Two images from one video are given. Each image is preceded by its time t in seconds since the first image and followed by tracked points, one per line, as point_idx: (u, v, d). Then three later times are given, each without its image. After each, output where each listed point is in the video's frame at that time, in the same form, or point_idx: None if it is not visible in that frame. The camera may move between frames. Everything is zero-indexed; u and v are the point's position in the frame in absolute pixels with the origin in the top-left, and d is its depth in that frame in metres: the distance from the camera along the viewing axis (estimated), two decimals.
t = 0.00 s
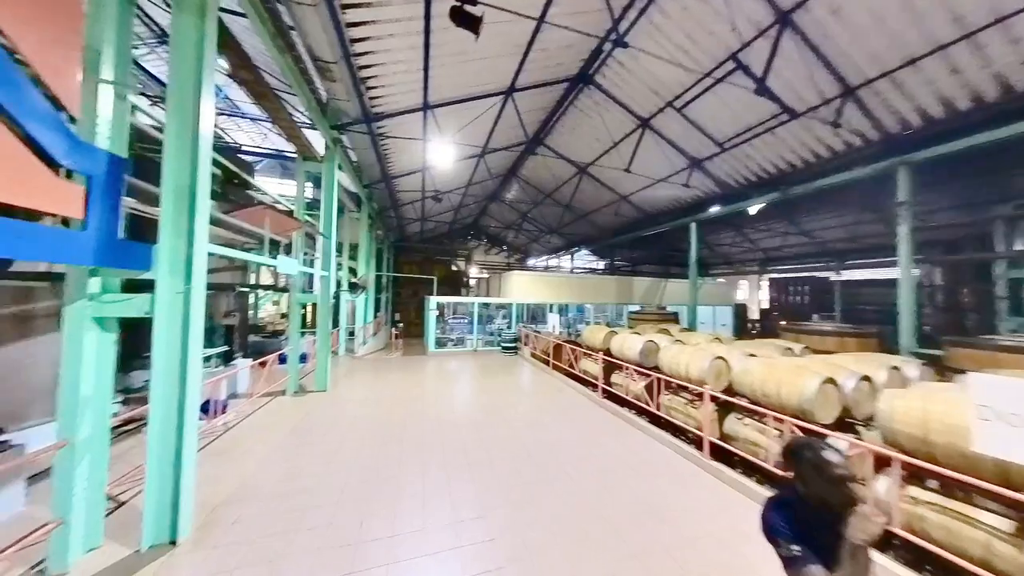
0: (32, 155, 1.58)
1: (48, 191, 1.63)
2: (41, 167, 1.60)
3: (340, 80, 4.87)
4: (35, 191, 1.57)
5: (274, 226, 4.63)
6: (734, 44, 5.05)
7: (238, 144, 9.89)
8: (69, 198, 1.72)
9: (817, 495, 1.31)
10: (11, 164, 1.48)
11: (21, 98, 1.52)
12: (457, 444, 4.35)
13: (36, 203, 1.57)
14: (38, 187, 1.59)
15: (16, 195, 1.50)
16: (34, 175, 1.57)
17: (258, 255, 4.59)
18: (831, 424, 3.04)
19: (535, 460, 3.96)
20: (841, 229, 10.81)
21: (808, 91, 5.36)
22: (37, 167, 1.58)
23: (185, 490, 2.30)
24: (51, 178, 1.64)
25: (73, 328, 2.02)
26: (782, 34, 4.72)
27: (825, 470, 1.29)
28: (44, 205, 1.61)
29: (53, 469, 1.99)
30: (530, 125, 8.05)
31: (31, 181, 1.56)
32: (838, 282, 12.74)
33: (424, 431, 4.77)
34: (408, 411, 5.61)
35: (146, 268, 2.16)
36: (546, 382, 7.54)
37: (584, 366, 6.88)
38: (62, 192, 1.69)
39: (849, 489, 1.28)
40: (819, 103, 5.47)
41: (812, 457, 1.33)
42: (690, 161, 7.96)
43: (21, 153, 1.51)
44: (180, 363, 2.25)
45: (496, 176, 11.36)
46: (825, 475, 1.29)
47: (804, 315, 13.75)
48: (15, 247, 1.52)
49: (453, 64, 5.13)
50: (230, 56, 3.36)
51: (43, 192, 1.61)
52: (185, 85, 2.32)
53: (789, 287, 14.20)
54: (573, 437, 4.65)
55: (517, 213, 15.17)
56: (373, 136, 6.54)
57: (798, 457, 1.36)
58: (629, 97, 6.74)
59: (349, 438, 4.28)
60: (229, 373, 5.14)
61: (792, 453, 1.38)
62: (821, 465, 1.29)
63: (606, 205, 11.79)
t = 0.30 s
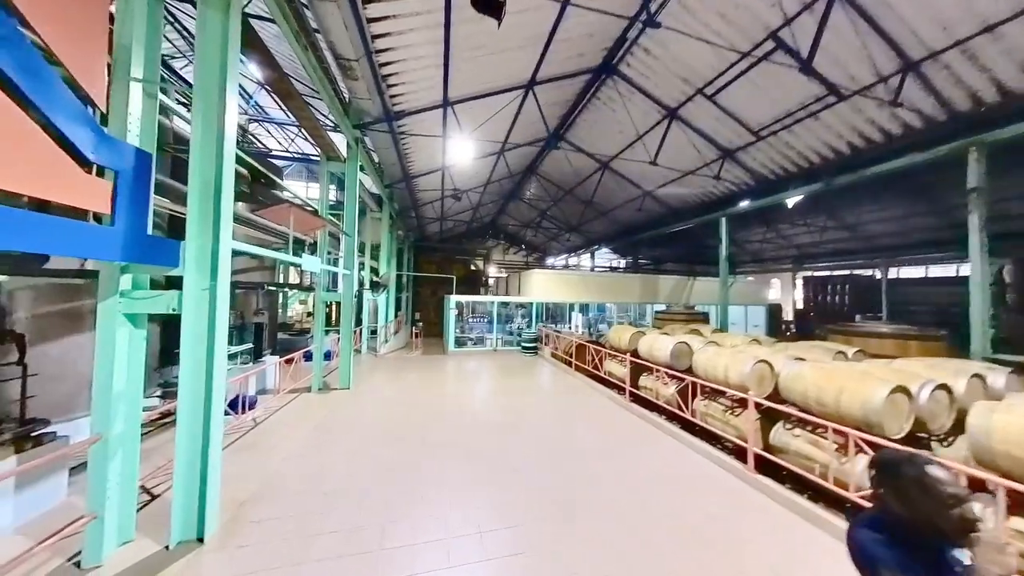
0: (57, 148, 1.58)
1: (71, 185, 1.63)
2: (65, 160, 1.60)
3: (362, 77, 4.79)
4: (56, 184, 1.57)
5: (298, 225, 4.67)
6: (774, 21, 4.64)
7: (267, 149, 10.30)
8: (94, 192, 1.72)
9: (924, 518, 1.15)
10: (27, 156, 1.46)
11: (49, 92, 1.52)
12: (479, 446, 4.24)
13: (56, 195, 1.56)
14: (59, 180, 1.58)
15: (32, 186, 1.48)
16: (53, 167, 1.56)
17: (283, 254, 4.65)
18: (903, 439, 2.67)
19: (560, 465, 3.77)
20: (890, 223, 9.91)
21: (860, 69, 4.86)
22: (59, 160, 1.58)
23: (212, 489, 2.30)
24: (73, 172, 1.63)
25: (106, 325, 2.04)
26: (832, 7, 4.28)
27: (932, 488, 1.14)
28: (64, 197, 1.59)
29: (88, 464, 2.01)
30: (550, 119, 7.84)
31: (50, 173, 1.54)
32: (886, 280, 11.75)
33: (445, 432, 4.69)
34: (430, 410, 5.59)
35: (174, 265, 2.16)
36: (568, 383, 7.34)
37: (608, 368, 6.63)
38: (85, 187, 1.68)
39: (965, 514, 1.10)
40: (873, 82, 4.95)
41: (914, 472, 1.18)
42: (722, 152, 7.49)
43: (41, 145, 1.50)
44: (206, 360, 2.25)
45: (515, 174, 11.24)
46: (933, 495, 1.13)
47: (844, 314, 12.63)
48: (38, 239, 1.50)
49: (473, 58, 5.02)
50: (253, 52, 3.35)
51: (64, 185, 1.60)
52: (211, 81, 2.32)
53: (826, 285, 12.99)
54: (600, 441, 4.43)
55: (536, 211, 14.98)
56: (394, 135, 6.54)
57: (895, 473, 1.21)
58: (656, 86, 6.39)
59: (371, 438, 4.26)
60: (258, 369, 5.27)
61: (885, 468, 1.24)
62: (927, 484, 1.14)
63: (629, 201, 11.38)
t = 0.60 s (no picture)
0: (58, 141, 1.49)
1: (73, 183, 1.54)
2: (67, 154, 1.51)
3: (373, 73, 4.72)
4: (56, 178, 1.48)
5: (309, 223, 4.62)
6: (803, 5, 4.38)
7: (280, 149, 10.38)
8: (95, 188, 1.63)
9: None
10: (25, 148, 1.37)
11: (44, 80, 1.42)
12: (492, 449, 4.11)
13: (55, 189, 1.47)
14: (59, 174, 1.49)
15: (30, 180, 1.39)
16: (53, 161, 1.46)
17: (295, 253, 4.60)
18: (961, 452, 2.44)
19: (577, 472, 3.62)
20: (922, 219, 9.39)
21: (897, 54, 4.55)
22: (60, 153, 1.49)
23: (221, 496, 2.22)
24: (74, 165, 1.54)
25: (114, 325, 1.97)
26: None
27: None
28: (63, 192, 1.50)
29: (96, 469, 1.95)
30: (563, 115, 7.65)
31: (48, 167, 1.45)
32: (916, 279, 11.18)
33: (457, 434, 4.57)
34: (441, 412, 5.48)
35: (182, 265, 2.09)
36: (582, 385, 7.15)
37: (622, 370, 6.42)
38: (87, 181, 1.59)
39: None
40: (912, 66, 4.63)
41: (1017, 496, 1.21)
42: (743, 146, 7.18)
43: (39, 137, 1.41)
44: (215, 362, 2.17)
45: (526, 172, 11.09)
46: None
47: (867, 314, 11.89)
48: (41, 239, 1.42)
49: (485, 51, 4.89)
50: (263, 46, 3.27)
51: (64, 179, 1.51)
52: (219, 74, 2.24)
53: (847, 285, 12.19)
54: (618, 446, 4.24)
55: (546, 210, 14.79)
56: (404, 133, 6.45)
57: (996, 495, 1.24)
58: (673, 78, 6.15)
59: (383, 440, 4.17)
60: (271, 370, 5.25)
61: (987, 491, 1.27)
62: None
63: (642, 198, 11.10)
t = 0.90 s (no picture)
0: (53, 134, 1.40)
1: (77, 185, 1.48)
2: (61, 147, 1.42)
3: (382, 70, 4.63)
4: (51, 173, 1.39)
5: (318, 222, 4.56)
6: None
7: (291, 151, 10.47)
8: (92, 183, 1.54)
9: None
10: (18, 142, 1.28)
11: (40, 70, 1.33)
12: (504, 453, 3.97)
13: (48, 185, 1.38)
14: (54, 169, 1.40)
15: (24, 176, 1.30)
16: (46, 155, 1.37)
17: (303, 252, 4.54)
18: None
19: (593, 478, 3.48)
20: (955, 215, 8.90)
21: (936, 36, 4.25)
22: (55, 147, 1.40)
23: (226, 505, 2.14)
24: (69, 160, 1.46)
25: (117, 326, 1.91)
26: None
27: None
28: (57, 187, 1.41)
29: (99, 476, 1.89)
30: (574, 111, 7.46)
31: (42, 161, 1.36)
32: (945, 278, 10.66)
33: (467, 437, 4.45)
34: (452, 413, 5.41)
35: (186, 264, 2.02)
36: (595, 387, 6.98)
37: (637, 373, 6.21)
38: (84, 175, 1.51)
39: None
40: (953, 50, 4.31)
41: None
42: (763, 139, 6.88)
43: (33, 130, 1.32)
44: (221, 365, 2.09)
45: (535, 171, 10.93)
46: None
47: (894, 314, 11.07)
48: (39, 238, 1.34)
49: (495, 45, 4.77)
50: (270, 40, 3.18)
51: (59, 174, 1.42)
52: (224, 66, 2.16)
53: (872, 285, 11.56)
54: (635, 452, 4.06)
55: (555, 209, 14.60)
56: (414, 131, 6.37)
57: None
58: (690, 70, 5.91)
59: (393, 444, 4.07)
60: (281, 370, 5.22)
61: None
62: None
63: (655, 195, 10.81)
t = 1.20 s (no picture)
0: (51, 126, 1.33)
1: (80, 183, 1.42)
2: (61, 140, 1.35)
3: (393, 66, 4.57)
4: (50, 167, 1.32)
5: (330, 221, 4.53)
6: None
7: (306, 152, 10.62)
8: (95, 177, 1.48)
9: None
10: (13, 134, 1.21)
11: (33, 56, 1.25)
12: (517, 456, 3.82)
13: (47, 180, 1.31)
14: (53, 162, 1.33)
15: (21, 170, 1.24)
16: (46, 148, 1.31)
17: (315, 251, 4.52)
18: None
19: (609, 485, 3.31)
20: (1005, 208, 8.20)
21: (992, 10, 3.86)
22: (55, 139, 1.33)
23: (233, 509, 2.08)
24: (69, 153, 1.39)
25: (124, 326, 1.87)
26: None
27: None
28: (56, 182, 1.34)
29: (107, 480, 1.85)
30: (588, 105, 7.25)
31: (39, 154, 1.29)
32: (991, 276, 9.88)
33: (479, 439, 4.33)
34: (464, 414, 5.31)
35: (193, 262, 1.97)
36: (610, 389, 6.76)
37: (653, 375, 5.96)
38: (86, 169, 1.44)
39: None
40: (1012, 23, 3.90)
41: None
42: (790, 130, 6.49)
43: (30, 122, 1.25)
44: (227, 366, 2.03)
45: (548, 168, 10.74)
46: None
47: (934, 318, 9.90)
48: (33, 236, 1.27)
49: (508, 38, 4.63)
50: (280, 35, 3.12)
51: (58, 167, 1.35)
52: (230, 58, 2.10)
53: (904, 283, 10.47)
54: (655, 459, 3.85)
55: (568, 207, 14.36)
56: (425, 129, 6.29)
57: None
58: (711, 59, 5.62)
59: (404, 446, 3.98)
60: (295, 370, 5.23)
61: None
62: None
63: (672, 191, 10.45)
